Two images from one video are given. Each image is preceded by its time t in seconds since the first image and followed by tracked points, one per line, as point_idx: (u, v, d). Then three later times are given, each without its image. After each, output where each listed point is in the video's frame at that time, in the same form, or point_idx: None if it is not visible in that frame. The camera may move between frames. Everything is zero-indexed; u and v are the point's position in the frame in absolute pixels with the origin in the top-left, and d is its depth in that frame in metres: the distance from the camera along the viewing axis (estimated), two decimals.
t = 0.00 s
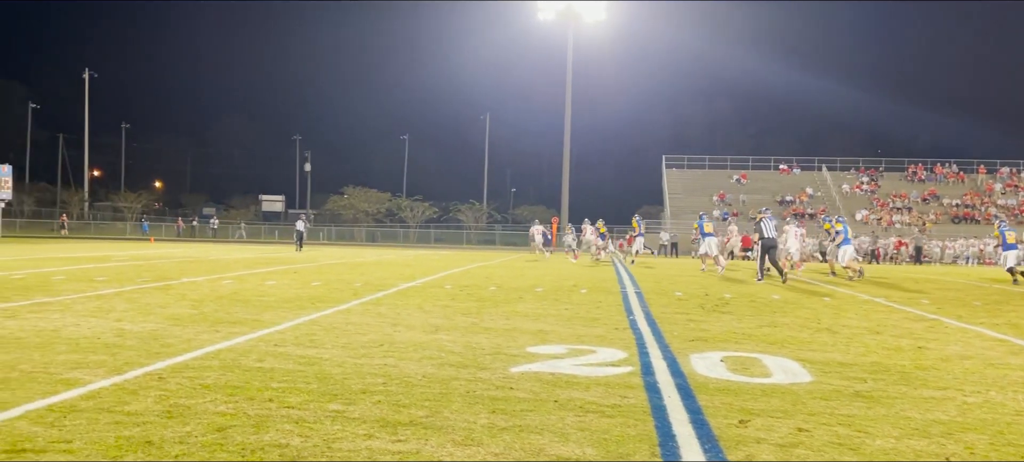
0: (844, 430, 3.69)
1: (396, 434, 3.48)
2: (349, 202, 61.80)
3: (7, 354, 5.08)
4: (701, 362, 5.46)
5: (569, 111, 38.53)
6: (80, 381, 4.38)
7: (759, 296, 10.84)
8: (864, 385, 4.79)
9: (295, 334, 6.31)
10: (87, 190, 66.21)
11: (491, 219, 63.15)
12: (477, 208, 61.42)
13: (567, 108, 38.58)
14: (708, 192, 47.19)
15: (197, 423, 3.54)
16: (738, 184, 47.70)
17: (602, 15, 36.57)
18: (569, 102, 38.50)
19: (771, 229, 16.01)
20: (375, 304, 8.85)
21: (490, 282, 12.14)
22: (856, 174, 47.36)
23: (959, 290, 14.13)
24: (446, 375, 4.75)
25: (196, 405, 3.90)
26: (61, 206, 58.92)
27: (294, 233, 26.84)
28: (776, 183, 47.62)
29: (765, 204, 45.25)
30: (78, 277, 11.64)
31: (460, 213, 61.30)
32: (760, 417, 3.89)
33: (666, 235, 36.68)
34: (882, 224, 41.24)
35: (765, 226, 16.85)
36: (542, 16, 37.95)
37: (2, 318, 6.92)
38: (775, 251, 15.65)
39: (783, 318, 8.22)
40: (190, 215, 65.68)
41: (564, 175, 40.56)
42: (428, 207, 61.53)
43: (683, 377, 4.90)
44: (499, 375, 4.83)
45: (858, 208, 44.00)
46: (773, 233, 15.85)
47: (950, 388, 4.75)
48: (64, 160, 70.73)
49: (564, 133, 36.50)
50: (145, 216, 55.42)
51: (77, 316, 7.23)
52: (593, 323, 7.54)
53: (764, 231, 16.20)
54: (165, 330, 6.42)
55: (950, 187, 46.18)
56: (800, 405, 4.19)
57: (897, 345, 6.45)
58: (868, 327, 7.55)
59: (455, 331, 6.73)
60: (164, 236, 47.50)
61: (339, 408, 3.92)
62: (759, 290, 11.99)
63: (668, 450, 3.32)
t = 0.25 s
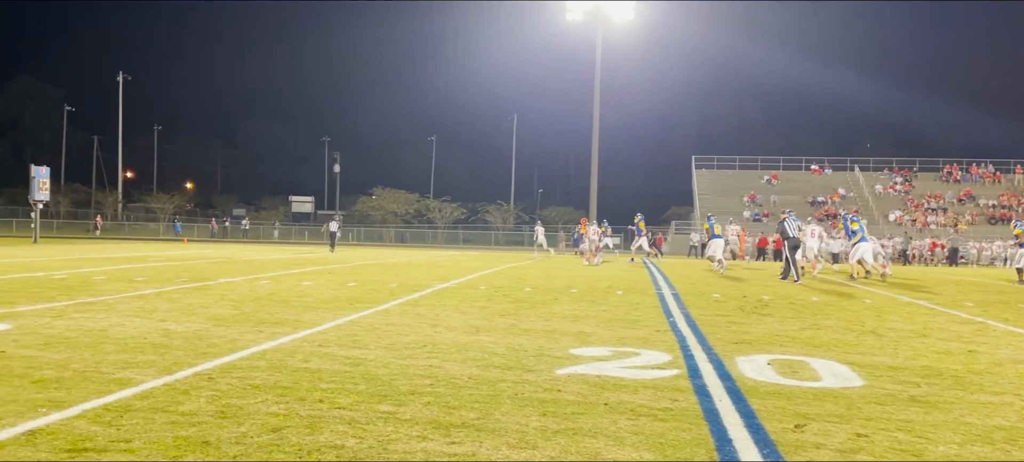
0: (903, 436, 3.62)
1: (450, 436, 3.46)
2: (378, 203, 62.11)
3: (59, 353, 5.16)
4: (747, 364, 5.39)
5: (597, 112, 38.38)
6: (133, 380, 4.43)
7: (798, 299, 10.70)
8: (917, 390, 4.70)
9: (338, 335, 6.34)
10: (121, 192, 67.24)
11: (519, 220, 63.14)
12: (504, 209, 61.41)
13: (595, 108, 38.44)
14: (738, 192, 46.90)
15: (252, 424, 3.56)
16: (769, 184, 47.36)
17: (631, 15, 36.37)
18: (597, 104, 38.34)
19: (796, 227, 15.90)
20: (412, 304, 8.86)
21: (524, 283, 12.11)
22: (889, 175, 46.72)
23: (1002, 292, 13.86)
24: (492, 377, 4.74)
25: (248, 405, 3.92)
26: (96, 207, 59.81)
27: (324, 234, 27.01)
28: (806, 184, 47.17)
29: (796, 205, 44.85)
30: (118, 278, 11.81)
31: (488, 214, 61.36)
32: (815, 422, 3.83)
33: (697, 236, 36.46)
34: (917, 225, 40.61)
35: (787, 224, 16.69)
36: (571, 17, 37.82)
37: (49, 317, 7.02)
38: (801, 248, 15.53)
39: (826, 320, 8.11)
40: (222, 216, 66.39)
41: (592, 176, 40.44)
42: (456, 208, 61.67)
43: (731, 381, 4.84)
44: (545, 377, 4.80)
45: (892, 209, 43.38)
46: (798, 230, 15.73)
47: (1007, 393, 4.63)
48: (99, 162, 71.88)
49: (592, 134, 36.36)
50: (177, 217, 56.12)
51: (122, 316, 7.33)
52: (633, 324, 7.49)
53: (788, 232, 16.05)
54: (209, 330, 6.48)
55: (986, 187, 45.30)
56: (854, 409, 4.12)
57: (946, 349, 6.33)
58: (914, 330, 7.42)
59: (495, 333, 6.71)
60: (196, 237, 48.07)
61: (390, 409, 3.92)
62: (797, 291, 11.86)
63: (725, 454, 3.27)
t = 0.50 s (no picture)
0: (968, 445, 3.53)
1: (506, 441, 3.44)
2: (407, 204, 62.33)
3: (110, 354, 5.22)
4: (798, 370, 5.31)
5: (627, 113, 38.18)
6: (186, 383, 4.47)
7: (839, 302, 10.53)
8: (977, 397, 4.59)
9: (381, 337, 6.35)
10: (154, 193, 68.19)
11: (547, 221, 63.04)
12: (533, 210, 61.35)
13: (625, 109, 38.22)
14: (769, 193, 46.50)
15: (309, 427, 3.57)
16: (801, 185, 46.91)
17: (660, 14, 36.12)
18: (627, 104, 38.12)
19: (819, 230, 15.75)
20: (450, 306, 8.86)
21: (560, 285, 12.08)
22: (924, 175, 45.95)
23: None
24: (541, 382, 4.71)
25: (302, 409, 3.93)
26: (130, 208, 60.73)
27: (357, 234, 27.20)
28: (838, 185, 46.60)
29: (828, 206, 44.34)
30: (158, 278, 11.96)
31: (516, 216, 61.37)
32: (876, 430, 3.76)
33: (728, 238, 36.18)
34: (953, 226, 39.90)
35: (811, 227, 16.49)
36: (600, 18, 37.62)
37: (95, 319, 7.12)
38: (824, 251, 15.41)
39: (871, 324, 7.96)
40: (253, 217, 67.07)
41: (622, 177, 40.24)
42: (484, 209, 61.72)
43: (783, 386, 4.77)
44: (594, 381, 4.76)
45: (927, 210, 42.66)
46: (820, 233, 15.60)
47: None
48: (132, 164, 72.96)
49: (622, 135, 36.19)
50: (209, 218, 56.78)
51: (167, 317, 7.41)
52: (675, 328, 7.42)
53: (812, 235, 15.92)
54: (254, 332, 6.53)
55: None
56: (915, 417, 4.03)
57: (999, 354, 6.19)
58: (963, 335, 7.27)
59: (538, 336, 6.67)
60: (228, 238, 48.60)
61: (443, 413, 3.90)
62: (836, 294, 11.69)
63: None
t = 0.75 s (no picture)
0: None
1: (569, 445, 3.40)
2: (437, 206, 62.47)
3: (164, 354, 5.27)
4: (854, 374, 5.21)
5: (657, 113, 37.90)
6: (241, 383, 4.48)
7: (884, 304, 10.34)
8: None
9: (427, 339, 6.34)
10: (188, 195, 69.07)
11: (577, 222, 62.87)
12: (562, 211, 61.22)
13: (656, 109, 37.95)
14: (802, 194, 46.00)
15: (368, 429, 3.56)
16: (834, 186, 46.34)
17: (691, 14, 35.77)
18: (658, 105, 37.86)
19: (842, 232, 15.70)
20: (491, 308, 8.83)
21: (598, 287, 12.00)
22: (962, 175, 45.06)
23: None
24: (594, 384, 4.66)
25: (359, 410, 3.93)
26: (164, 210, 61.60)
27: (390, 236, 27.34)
28: (873, 185, 45.92)
29: (862, 207, 43.72)
30: (199, 279, 12.07)
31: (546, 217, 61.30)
32: (945, 436, 3.66)
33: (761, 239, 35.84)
34: (992, 227, 39.09)
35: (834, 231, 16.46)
36: (630, 18, 37.36)
37: (144, 319, 7.20)
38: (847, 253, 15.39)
39: (921, 328, 7.80)
40: (284, 218, 67.68)
41: (653, 178, 40.01)
42: (514, 210, 61.73)
43: (841, 391, 4.68)
44: (647, 385, 4.71)
45: (965, 211, 41.84)
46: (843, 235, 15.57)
47: None
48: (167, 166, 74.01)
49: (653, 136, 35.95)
50: (243, 219, 57.39)
51: (211, 318, 7.46)
52: (720, 331, 7.33)
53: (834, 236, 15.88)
54: (301, 333, 6.56)
55: None
56: (983, 424, 3.92)
57: None
58: (1017, 338, 7.09)
59: (583, 338, 6.62)
60: (262, 239, 49.07)
61: (500, 416, 3.87)
62: (880, 297, 11.49)
63: None
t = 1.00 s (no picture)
0: None
1: (629, 449, 3.34)
2: (464, 207, 62.50)
3: (211, 354, 5.28)
4: (911, 378, 5.09)
5: (686, 114, 37.60)
6: (291, 384, 4.47)
7: (928, 306, 10.13)
8: None
9: (469, 340, 6.29)
10: (218, 196, 69.79)
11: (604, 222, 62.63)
12: (589, 212, 61.00)
13: (684, 110, 37.66)
14: (832, 194, 45.48)
15: (424, 431, 3.53)
16: (865, 186, 45.71)
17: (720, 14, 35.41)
18: (686, 105, 37.56)
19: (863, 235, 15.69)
20: (529, 308, 8.78)
21: (633, 288, 11.89)
22: (997, 176, 44.19)
23: None
24: (646, 387, 4.59)
25: (412, 412, 3.89)
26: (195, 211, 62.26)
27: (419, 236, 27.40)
28: (905, 186, 45.21)
29: (895, 207, 43.07)
30: (235, 280, 12.15)
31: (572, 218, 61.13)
32: (1015, 444, 3.55)
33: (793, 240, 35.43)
34: None
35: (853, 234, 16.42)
36: (658, 17, 37.12)
37: (187, 319, 7.23)
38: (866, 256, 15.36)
39: (971, 331, 7.62)
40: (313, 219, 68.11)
41: (681, 178, 39.71)
42: (541, 211, 61.65)
43: (900, 395, 4.57)
44: (700, 387, 4.63)
45: (1001, 212, 41.02)
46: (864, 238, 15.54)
47: None
48: (197, 168, 74.83)
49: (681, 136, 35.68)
50: (272, 220, 57.84)
51: (252, 318, 7.48)
52: (765, 333, 7.21)
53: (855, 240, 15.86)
54: (343, 333, 6.55)
55: None
56: None
57: None
58: None
59: (627, 339, 6.54)
60: (291, 240, 49.40)
61: (555, 419, 3.81)
62: (922, 299, 11.26)
63: None
